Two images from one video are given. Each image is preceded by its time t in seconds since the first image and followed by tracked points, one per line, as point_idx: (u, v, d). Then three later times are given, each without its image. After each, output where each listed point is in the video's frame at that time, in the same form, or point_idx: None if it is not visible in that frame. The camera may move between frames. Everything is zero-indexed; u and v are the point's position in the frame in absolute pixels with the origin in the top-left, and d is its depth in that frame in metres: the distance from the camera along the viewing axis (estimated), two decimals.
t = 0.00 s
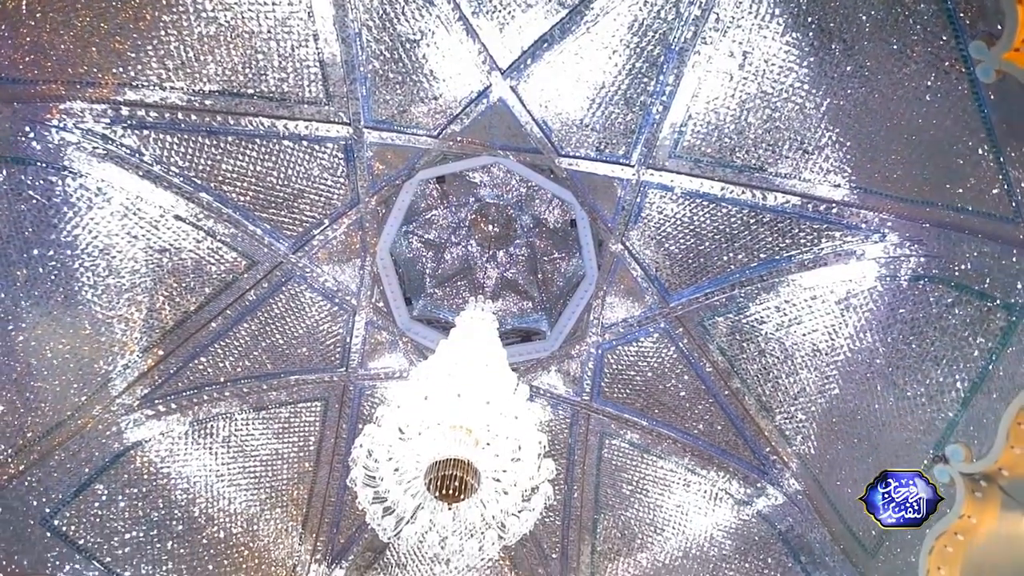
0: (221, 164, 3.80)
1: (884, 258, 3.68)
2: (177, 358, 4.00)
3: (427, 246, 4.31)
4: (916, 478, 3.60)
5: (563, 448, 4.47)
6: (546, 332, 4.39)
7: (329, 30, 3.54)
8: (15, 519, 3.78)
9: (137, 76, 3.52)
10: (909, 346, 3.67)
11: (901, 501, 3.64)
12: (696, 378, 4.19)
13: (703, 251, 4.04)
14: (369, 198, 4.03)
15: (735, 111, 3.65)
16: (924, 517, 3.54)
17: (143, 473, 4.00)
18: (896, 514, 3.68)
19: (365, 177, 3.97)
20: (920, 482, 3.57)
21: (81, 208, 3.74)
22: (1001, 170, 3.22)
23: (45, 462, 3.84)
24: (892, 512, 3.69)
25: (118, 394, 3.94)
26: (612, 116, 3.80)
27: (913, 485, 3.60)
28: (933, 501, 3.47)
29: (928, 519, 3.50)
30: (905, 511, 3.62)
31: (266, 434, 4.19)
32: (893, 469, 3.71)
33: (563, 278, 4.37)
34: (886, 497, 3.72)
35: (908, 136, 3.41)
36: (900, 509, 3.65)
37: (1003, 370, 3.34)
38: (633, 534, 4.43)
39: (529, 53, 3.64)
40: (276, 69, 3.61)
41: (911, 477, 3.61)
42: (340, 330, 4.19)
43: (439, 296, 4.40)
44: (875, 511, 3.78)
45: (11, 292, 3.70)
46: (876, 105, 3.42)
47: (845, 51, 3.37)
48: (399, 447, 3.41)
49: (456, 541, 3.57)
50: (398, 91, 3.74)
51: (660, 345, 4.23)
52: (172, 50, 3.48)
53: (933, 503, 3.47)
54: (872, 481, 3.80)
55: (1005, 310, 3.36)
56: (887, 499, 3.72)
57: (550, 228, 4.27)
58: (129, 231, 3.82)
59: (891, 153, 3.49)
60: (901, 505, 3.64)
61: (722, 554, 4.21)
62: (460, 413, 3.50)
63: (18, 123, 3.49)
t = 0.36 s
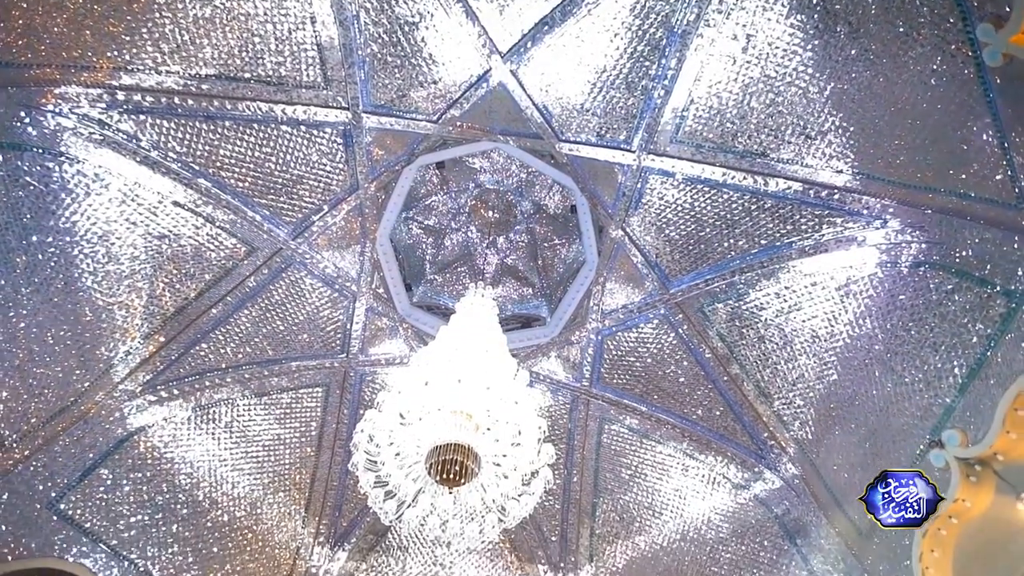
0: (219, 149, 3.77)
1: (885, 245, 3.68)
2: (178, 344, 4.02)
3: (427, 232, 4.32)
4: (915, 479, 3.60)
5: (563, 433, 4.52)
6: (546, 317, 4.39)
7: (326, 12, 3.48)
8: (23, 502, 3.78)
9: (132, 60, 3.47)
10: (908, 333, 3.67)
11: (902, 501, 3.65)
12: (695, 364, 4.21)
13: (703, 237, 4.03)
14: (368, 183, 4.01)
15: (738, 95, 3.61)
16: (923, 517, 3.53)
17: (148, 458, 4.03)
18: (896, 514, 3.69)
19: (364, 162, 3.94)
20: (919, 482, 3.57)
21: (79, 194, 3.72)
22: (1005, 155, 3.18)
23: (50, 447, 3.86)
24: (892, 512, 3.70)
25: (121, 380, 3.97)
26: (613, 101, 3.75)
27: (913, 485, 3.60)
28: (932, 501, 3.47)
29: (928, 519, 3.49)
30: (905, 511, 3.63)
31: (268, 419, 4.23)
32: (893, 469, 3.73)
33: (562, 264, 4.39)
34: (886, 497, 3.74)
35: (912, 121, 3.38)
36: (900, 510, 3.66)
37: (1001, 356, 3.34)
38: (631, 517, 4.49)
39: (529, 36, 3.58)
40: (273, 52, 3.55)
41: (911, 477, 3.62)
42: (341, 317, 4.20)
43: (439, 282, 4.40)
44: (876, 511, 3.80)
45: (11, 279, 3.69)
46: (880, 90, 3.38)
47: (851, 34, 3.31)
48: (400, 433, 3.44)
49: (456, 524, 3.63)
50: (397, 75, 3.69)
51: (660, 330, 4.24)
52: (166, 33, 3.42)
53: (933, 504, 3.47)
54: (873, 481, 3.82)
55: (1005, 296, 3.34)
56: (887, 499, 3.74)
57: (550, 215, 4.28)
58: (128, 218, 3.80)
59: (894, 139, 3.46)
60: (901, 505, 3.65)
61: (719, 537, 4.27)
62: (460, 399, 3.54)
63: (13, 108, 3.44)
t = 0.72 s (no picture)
0: (216, 134, 3.74)
1: (887, 231, 3.66)
2: (179, 330, 4.03)
3: (427, 218, 4.30)
4: (916, 479, 3.55)
5: (563, 418, 4.56)
6: (546, 303, 4.41)
7: None
8: (30, 485, 3.79)
9: (126, 43, 3.42)
10: (907, 319, 3.68)
11: (902, 501, 3.62)
12: (695, 350, 4.22)
13: (704, 223, 4.01)
14: (368, 169, 3.98)
15: (741, 79, 3.56)
16: (923, 518, 3.47)
17: (151, 443, 4.06)
18: (896, 514, 3.69)
19: (364, 147, 3.91)
20: (919, 482, 3.52)
21: (77, 180, 3.69)
22: (1010, 140, 3.16)
23: (54, 432, 3.88)
24: (892, 512, 3.69)
25: (123, 366, 3.99)
26: (615, 84, 3.71)
27: (913, 485, 3.55)
28: (933, 500, 3.41)
29: (928, 519, 3.43)
30: (905, 511, 3.59)
31: (270, 404, 4.26)
32: (893, 469, 3.71)
33: (563, 249, 4.39)
34: (886, 497, 3.74)
35: (917, 105, 3.34)
36: (900, 510, 3.63)
37: (1000, 342, 3.33)
38: (629, 501, 4.54)
39: (529, 19, 3.53)
40: (270, 35, 3.50)
41: (911, 477, 3.57)
42: (341, 303, 4.21)
43: (439, 268, 4.40)
44: (876, 511, 3.81)
45: (11, 265, 3.69)
46: (885, 73, 3.34)
47: (856, 17, 3.26)
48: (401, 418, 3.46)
49: (458, 507, 3.66)
50: (396, 59, 3.64)
51: (660, 316, 4.25)
52: (161, 15, 3.37)
53: (933, 503, 3.40)
54: (873, 481, 3.82)
55: (1005, 282, 3.33)
56: (887, 499, 3.74)
57: (550, 200, 4.27)
58: (126, 204, 3.79)
59: (898, 123, 3.42)
60: (901, 505, 3.62)
61: (716, 521, 4.33)
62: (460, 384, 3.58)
63: (7, 93, 3.40)
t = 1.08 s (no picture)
0: (213, 118, 3.70)
1: (888, 216, 3.65)
2: (180, 316, 4.04)
3: (427, 203, 4.27)
4: (916, 479, 3.56)
5: (563, 402, 4.59)
6: (547, 289, 4.40)
7: None
8: (35, 469, 3.81)
9: (120, 24, 3.37)
10: (907, 304, 3.67)
11: (902, 501, 3.63)
12: (694, 335, 4.24)
13: (705, 208, 3.99)
14: (367, 153, 3.95)
15: (744, 61, 3.52)
16: (924, 518, 3.51)
17: (154, 427, 4.09)
18: (896, 514, 3.68)
19: (362, 132, 3.87)
20: (920, 482, 3.53)
21: (73, 165, 3.67)
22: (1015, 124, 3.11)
23: (57, 417, 3.90)
24: (892, 512, 3.69)
25: (125, 351, 4.01)
26: (616, 67, 3.66)
27: (913, 485, 3.57)
28: (933, 500, 3.46)
29: (928, 519, 3.47)
30: (905, 511, 3.61)
31: (271, 389, 4.28)
32: (892, 469, 3.68)
33: (563, 235, 4.34)
34: (886, 497, 3.72)
35: (922, 88, 3.30)
36: (900, 510, 3.64)
37: (999, 328, 3.34)
38: (628, 484, 4.57)
39: None
40: (266, 16, 3.44)
41: (911, 477, 3.56)
42: (341, 288, 4.21)
43: (439, 254, 4.39)
44: (876, 511, 3.80)
45: (10, 252, 3.68)
46: (891, 56, 3.30)
47: None
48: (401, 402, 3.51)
49: (459, 489, 3.73)
50: (394, 41, 3.58)
51: (660, 302, 4.26)
52: None
53: (934, 503, 3.45)
54: (873, 480, 3.80)
55: (1005, 268, 3.34)
56: (887, 498, 3.73)
57: (550, 184, 4.21)
58: (124, 189, 3.76)
59: (902, 107, 3.39)
60: (901, 505, 3.64)
61: (713, 502, 4.34)
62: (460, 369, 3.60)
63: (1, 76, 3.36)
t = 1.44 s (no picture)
0: (210, 101, 3.66)
1: (890, 200, 3.62)
2: (181, 301, 4.05)
3: (427, 186, 4.23)
4: (915, 479, 3.58)
5: (563, 385, 4.62)
6: (547, 273, 4.40)
7: None
8: (39, 453, 3.85)
9: (113, 4, 3.30)
10: (908, 289, 3.66)
11: (901, 501, 3.65)
12: (694, 319, 4.25)
13: (707, 192, 3.97)
14: (366, 136, 3.92)
15: (748, 42, 3.46)
16: (924, 518, 3.52)
17: (157, 410, 4.13)
18: (897, 514, 3.70)
19: (361, 114, 3.83)
20: (920, 482, 3.56)
21: (70, 148, 3.64)
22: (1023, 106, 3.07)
23: (61, 401, 3.93)
24: (891, 512, 3.71)
25: (127, 336, 4.02)
26: (618, 48, 3.61)
27: (913, 485, 3.59)
28: (933, 500, 3.47)
29: (928, 519, 3.48)
30: (905, 511, 3.62)
31: (273, 372, 4.31)
32: (892, 469, 3.71)
33: (563, 219, 4.32)
34: (886, 497, 3.75)
35: (928, 69, 3.26)
36: (900, 510, 3.66)
37: (998, 312, 3.36)
38: (627, 466, 4.63)
39: None
40: None
41: (911, 477, 3.59)
42: (341, 273, 4.21)
43: (439, 238, 4.36)
44: (876, 511, 3.82)
45: (9, 237, 3.67)
46: (897, 36, 3.25)
47: None
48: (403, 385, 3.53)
49: (459, 471, 3.77)
50: (392, 21, 3.53)
51: (660, 286, 4.26)
52: None
53: (934, 503, 3.46)
54: (873, 481, 3.83)
55: (1006, 253, 3.33)
56: (887, 498, 3.75)
57: (550, 167, 4.18)
58: (121, 172, 3.74)
59: (908, 89, 3.34)
60: (901, 505, 3.66)
61: (710, 484, 4.38)
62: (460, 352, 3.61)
63: None
